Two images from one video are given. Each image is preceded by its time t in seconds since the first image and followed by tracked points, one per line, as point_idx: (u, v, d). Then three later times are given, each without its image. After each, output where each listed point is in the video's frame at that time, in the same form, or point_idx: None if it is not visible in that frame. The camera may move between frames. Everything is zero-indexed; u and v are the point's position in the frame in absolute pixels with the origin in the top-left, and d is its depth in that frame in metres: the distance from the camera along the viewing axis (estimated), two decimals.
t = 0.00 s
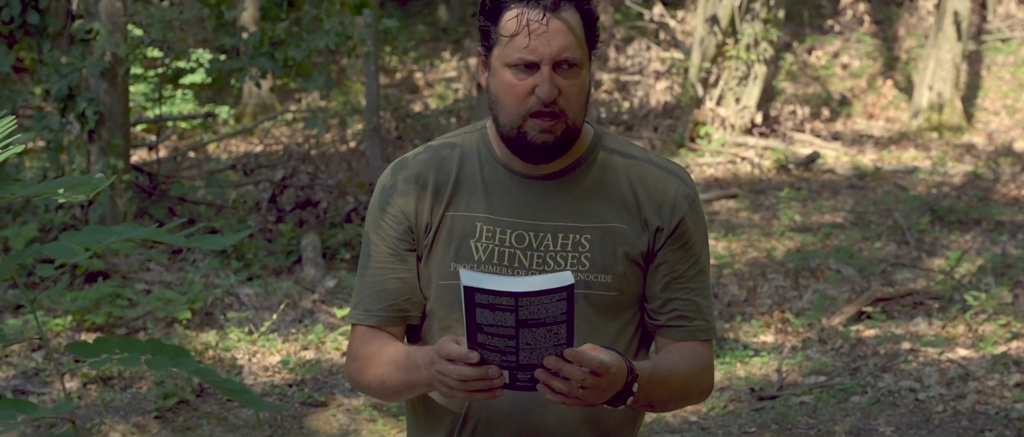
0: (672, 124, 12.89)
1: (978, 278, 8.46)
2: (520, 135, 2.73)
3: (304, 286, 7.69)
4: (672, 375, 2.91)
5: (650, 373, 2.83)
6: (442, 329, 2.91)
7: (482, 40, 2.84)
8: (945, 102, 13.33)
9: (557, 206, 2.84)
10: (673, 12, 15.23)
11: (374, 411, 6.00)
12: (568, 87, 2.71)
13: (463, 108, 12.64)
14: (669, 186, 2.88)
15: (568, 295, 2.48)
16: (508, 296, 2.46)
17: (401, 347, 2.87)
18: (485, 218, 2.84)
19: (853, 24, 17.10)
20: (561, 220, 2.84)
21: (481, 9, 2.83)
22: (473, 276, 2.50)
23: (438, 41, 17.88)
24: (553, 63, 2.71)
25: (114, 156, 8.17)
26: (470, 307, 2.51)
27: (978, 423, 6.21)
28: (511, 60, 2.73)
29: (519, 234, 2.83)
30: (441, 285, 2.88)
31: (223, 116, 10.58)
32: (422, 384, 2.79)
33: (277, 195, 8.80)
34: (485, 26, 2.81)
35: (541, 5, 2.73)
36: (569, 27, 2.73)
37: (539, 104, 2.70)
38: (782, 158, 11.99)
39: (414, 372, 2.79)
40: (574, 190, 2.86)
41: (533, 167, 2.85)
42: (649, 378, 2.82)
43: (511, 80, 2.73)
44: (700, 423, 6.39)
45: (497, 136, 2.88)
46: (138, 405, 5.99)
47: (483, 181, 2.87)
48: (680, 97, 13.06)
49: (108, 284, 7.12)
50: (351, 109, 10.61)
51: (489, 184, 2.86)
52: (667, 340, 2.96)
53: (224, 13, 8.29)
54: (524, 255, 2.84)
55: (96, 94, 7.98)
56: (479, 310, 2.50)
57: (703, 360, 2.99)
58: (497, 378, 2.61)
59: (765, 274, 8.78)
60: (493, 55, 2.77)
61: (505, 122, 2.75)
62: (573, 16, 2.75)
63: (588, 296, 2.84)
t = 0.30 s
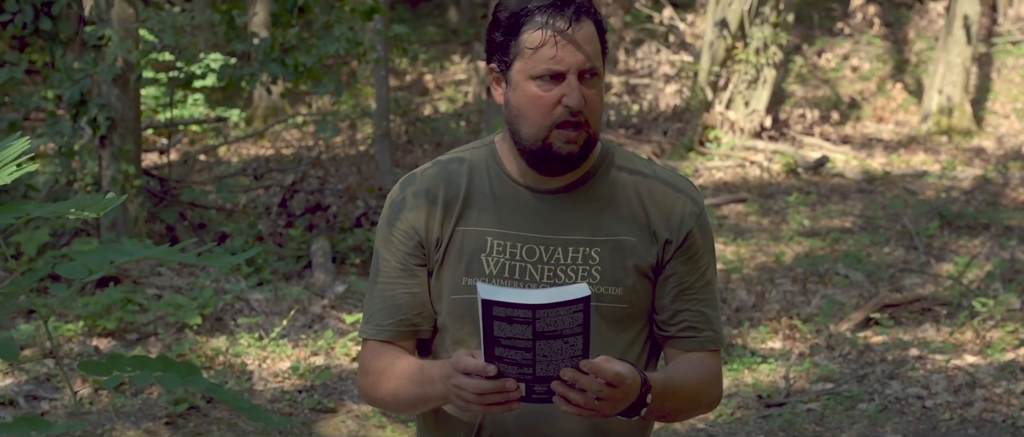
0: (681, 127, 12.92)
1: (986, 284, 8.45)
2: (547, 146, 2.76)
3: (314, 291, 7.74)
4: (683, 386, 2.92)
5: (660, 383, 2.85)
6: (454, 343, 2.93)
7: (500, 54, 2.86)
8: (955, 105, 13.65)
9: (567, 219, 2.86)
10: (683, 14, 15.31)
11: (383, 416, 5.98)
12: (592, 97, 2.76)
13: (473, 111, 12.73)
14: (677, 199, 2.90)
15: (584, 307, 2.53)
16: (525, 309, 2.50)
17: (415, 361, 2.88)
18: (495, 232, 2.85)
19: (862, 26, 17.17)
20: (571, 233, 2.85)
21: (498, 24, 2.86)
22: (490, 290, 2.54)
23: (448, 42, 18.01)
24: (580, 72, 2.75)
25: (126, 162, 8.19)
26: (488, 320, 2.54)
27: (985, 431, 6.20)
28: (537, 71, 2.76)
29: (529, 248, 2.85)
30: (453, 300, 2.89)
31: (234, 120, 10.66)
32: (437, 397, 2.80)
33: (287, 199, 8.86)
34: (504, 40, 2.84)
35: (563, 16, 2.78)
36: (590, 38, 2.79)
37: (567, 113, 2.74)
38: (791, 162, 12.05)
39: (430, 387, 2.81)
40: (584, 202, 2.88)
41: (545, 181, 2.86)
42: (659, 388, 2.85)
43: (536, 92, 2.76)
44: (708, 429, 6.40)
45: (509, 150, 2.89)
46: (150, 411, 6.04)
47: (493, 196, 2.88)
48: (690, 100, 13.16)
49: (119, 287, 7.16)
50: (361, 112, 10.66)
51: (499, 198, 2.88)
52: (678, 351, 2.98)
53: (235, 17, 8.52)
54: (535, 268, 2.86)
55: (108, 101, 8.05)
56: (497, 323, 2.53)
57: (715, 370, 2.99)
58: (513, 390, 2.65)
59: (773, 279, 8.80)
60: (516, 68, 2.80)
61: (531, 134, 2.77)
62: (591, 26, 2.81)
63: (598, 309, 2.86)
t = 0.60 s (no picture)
0: (693, 132, 12.92)
1: (997, 291, 8.42)
2: (566, 160, 2.73)
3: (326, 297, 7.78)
4: (697, 396, 2.93)
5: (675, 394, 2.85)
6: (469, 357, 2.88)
7: (515, 70, 2.84)
8: (967, 110, 13.69)
9: (579, 233, 2.85)
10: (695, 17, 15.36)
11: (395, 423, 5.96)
12: (610, 110, 2.74)
13: (486, 115, 12.79)
14: (686, 211, 2.92)
15: (610, 320, 2.51)
16: (553, 323, 2.46)
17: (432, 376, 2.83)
18: (508, 247, 2.83)
19: (874, 29, 17.21)
20: (584, 246, 2.84)
21: (514, 40, 2.84)
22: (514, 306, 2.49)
23: (461, 44, 18.09)
24: (599, 85, 2.74)
25: (139, 167, 8.28)
26: (515, 335, 2.49)
27: None
28: (556, 85, 2.74)
29: (542, 261, 2.83)
30: (466, 315, 2.86)
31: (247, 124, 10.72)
32: (458, 411, 2.75)
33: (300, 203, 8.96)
34: (521, 56, 2.82)
35: (580, 30, 2.77)
36: (608, 52, 2.78)
37: (586, 126, 2.71)
38: (803, 166, 12.07)
39: (450, 402, 2.75)
40: (596, 215, 2.87)
41: (558, 195, 2.84)
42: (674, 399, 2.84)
43: (555, 106, 2.73)
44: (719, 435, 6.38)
45: (521, 166, 2.87)
46: (163, 418, 6.07)
47: (504, 210, 2.86)
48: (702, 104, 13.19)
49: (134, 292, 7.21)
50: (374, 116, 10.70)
51: (511, 212, 2.86)
52: (688, 361, 2.99)
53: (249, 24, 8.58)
54: (548, 282, 2.83)
55: (121, 107, 8.10)
56: (524, 338, 2.48)
57: (726, 380, 3.00)
58: (538, 404, 2.57)
59: (785, 284, 8.80)
60: (534, 83, 2.77)
61: (549, 148, 2.74)
62: (606, 40, 2.81)
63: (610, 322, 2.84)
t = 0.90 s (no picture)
0: (708, 135, 13.04)
1: (1012, 296, 8.41)
2: (586, 171, 2.73)
3: (341, 302, 7.84)
4: (719, 402, 2.96)
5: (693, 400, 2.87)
6: (489, 369, 2.89)
7: (532, 83, 2.84)
8: (983, 113, 13.70)
9: (595, 243, 2.86)
10: (710, 20, 15.39)
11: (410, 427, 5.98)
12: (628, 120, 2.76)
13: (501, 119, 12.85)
14: (699, 219, 2.96)
15: (644, 328, 2.52)
16: (588, 332, 2.46)
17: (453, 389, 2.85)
18: (523, 259, 2.83)
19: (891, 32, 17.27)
20: (599, 257, 2.86)
21: (530, 54, 2.84)
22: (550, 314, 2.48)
23: (476, 46, 18.16)
24: (617, 96, 2.75)
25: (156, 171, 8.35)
26: (550, 344, 2.48)
27: None
28: (576, 97, 2.73)
29: (557, 272, 2.84)
30: (484, 327, 2.86)
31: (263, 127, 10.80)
32: (484, 423, 2.76)
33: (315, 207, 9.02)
34: (538, 69, 2.82)
35: (598, 42, 2.77)
36: (623, 63, 2.80)
37: (606, 136, 2.72)
38: (818, 170, 12.07)
39: (474, 414, 2.77)
40: (610, 225, 2.88)
41: (573, 206, 2.86)
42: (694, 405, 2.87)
43: (575, 117, 2.73)
44: None
45: (537, 178, 2.88)
46: (179, 422, 6.12)
47: (519, 222, 2.87)
48: (717, 108, 13.21)
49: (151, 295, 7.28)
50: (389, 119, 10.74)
51: (525, 224, 2.86)
52: (704, 368, 3.02)
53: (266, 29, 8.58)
54: (564, 292, 2.84)
55: (139, 111, 8.17)
56: (559, 346, 2.48)
57: (742, 385, 3.03)
58: (570, 412, 2.58)
59: (799, 289, 8.80)
60: (552, 96, 2.77)
61: (569, 160, 2.74)
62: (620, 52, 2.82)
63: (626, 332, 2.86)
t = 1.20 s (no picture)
0: (717, 137, 13.05)
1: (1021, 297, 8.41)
2: (601, 175, 2.78)
3: (351, 305, 7.89)
4: (731, 403, 3.00)
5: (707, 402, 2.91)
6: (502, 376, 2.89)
7: (543, 90, 2.87)
8: (992, 116, 13.71)
9: (606, 248, 2.88)
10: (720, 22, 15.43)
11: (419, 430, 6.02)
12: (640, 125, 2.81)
13: (510, 121, 12.91)
14: (705, 223, 3.01)
15: (675, 329, 2.59)
16: (621, 334, 2.52)
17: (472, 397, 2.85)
18: (537, 266, 2.85)
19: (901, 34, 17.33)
20: (610, 262, 2.88)
21: (541, 62, 2.87)
22: (583, 316, 2.53)
23: (485, 48, 18.21)
24: (629, 101, 2.80)
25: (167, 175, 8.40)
26: (583, 347, 2.52)
27: None
28: (590, 103, 2.78)
29: (569, 277, 2.85)
30: (498, 334, 2.86)
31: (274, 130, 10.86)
32: (508, 428, 2.78)
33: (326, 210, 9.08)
34: (550, 77, 2.85)
35: (609, 48, 2.82)
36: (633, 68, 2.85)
37: (620, 142, 2.77)
38: (827, 172, 12.09)
39: (499, 422, 2.79)
40: (620, 230, 2.91)
41: (584, 212, 2.89)
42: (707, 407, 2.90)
43: (589, 123, 2.78)
44: None
45: (547, 185, 2.90)
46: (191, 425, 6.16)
47: (530, 230, 2.88)
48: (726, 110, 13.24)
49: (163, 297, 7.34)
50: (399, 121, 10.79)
51: (537, 231, 2.88)
52: (713, 369, 3.06)
53: (276, 33, 8.77)
54: (577, 298, 2.85)
55: (150, 115, 8.23)
56: (593, 349, 2.52)
57: (751, 386, 3.07)
58: (600, 415, 2.64)
59: (807, 292, 8.82)
60: (565, 103, 2.81)
61: (584, 166, 2.79)
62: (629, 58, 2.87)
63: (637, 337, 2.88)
